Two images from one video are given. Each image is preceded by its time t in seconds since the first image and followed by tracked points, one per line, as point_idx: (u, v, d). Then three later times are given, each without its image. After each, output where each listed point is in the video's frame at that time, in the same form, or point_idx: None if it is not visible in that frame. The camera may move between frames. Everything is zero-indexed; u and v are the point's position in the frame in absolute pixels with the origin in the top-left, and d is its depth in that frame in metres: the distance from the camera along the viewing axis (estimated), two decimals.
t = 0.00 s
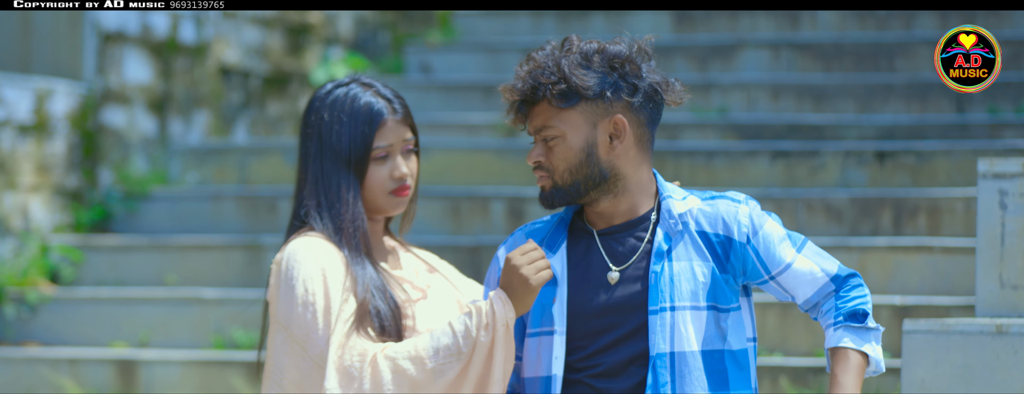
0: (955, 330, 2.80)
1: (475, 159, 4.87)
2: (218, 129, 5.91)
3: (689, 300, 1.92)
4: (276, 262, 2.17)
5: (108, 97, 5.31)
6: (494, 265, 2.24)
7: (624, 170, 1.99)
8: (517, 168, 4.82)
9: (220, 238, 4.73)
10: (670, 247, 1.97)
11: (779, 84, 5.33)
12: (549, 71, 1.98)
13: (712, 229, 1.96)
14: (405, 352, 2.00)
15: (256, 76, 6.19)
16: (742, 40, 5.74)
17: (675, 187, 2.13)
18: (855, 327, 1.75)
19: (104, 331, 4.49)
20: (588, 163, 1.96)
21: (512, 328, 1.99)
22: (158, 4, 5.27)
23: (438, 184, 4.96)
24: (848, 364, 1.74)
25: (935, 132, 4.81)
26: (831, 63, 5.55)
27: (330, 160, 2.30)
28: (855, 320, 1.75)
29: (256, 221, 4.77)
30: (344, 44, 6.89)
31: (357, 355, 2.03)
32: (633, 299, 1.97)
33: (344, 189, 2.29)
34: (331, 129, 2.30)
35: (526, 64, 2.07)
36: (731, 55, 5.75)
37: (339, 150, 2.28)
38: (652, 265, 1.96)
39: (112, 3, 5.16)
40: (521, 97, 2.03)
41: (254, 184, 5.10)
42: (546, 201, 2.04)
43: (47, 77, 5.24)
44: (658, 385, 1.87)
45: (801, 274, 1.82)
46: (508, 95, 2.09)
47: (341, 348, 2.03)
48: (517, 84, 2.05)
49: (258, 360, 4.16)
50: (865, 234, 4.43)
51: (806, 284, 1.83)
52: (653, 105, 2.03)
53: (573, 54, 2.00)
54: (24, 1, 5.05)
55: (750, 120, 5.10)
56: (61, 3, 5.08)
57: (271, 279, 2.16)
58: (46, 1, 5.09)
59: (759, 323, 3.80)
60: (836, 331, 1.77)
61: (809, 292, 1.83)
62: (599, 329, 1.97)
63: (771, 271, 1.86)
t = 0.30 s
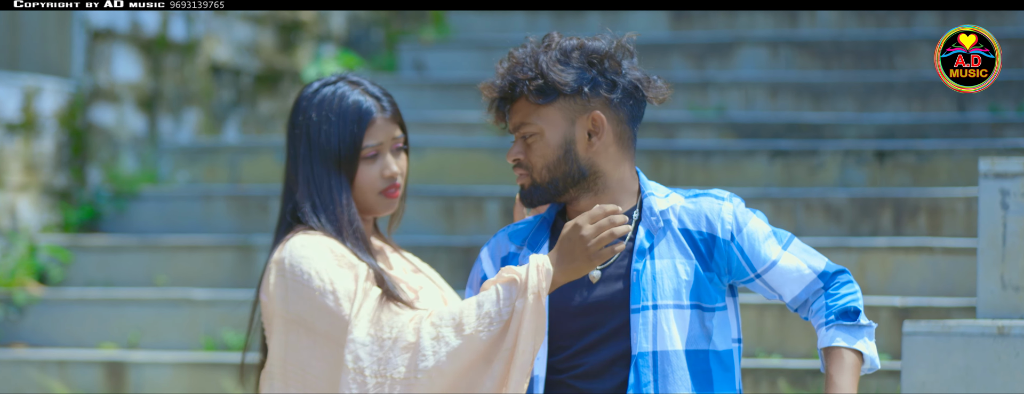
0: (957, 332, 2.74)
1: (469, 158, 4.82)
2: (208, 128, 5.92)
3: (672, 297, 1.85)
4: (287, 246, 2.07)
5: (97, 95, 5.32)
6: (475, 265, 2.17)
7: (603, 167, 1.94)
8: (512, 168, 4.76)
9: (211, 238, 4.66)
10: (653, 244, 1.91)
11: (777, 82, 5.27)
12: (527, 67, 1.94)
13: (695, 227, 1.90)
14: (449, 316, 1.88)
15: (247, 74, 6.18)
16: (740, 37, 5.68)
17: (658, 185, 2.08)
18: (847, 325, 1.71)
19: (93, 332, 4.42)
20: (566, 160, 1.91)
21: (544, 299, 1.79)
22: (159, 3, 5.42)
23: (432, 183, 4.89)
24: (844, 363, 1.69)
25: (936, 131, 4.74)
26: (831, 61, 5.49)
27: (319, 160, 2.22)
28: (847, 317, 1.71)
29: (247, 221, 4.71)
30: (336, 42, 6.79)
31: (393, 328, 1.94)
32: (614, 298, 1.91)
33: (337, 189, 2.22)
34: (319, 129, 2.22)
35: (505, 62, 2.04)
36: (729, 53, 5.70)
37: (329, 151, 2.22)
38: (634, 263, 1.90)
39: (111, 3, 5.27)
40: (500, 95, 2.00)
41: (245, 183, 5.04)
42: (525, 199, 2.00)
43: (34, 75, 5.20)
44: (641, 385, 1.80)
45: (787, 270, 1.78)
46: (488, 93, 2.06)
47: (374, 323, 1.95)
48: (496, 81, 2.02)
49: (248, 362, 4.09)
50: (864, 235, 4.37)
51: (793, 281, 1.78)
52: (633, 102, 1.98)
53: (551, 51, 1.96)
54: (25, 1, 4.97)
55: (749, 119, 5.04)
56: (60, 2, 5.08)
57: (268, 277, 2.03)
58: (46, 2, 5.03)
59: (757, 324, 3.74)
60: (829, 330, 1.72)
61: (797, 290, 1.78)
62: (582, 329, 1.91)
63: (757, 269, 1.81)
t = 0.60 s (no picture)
0: (960, 334, 2.65)
1: (463, 156, 4.72)
2: (196, 126, 5.89)
3: (652, 297, 1.83)
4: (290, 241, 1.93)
5: (83, 91, 5.23)
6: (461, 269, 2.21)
7: (583, 165, 1.94)
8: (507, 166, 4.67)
9: (200, 238, 4.56)
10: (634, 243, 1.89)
11: (778, 79, 5.17)
12: (504, 63, 1.95)
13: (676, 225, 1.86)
14: (483, 280, 1.79)
15: (237, 70, 6.20)
16: (739, 33, 5.59)
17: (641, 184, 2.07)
18: (839, 328, 1.65)
19: (79, 334, 4.33)
20: (543, 157, 1.92)
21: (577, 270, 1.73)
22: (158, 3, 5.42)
23: (425, 181, 4.79)
24: (839, 369, 1.65)
25: (940, 129, 4.65)
26: (832, 57, 5.40)
27: (309, 160, 2.10)
28: (839, 320, 1.65)
29: (237, 220, 4.62)
30: (328, 38, 6.85)
31: (421, 293, 1.82)
32: (594, 298, 1.92)
33: (330, 188, 2.10)
34: (306, 127, 2.10)
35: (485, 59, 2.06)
36: (728, 49, 5.61)
37: (318, 149, 2.09)
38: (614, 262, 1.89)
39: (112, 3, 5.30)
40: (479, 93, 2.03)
41: (235, 182, 4.94)
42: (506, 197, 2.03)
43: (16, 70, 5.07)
44: (619, 387, 1.79)
45: (773, 269, 1.73)
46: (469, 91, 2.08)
47: (398, 290, 1.83)
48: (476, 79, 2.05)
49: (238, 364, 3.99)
50: (867, 236, 4.26)
51: (782, 281, 1.73)
52: (613, 99, 1.98)
53: (530, 47, 1.96)
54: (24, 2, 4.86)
55: (748, 117, 4.94)
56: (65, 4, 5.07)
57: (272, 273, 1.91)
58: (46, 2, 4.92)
59: (757, 326, 3.64)
60: (821, 333, 1.67)
61: (786, 290, 1.73)
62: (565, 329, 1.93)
63: (742, 268, 1.77)
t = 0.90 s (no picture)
0: (965, 336, 2.57)
1: (458, 154, 4.65)
2: (187, 123, 5.79)
3: (636, 295, 1.76)
4: (287, 235, 1.76)
5: (72, 89, 5.16)
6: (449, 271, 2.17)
7: (567, 163, 1.86)
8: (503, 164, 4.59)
9: (191, 238, 4.48)
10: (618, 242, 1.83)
11: (780, 76, 5.08)
12: (489, 61, 1.88)
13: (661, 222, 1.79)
14: (497, 262, 1.69)
15: (229, 67, 6.09)
16: (740, 29, 5.52)
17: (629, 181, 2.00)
18: (835, 331, 1.57)
19: (67, 335, 4.25)
20: (525, 155, 1.86)
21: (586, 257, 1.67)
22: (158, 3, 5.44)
23: (420, 180, 4.72)
24: (836, 375, 1.58)
25: (945, 127, 4.57)
26: (834, 54, 5.34)
27: (300, 158, 1.92)
28: (834, 323, 1.57)
29: (228, 220, 4.53)
30: (321, 34, 6.83)
31: (430, 274, 1.70)
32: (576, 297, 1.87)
33: (323, 186, 1.92)
34: (295, 126, 1.92)
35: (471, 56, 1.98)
36: (729, 45, 5.54)
37: (309, 149, 1.91)
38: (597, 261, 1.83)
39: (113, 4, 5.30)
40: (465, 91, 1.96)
41: (226, 180, 4.87)
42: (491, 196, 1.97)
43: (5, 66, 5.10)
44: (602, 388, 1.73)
45: (763, 268, 1.66)
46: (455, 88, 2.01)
47: (407, 272, 1.70)
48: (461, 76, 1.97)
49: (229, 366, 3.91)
50: (869, 236, 4.18)
51: (773, 280, 1.65)
52: (599, 96, 1.90)
53: (516, 44, 1.88)
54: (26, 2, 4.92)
55: (749, 114, 4.86)
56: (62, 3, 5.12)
57: (268, 268, 1.73)
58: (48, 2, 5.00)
59: (759, 328, 3.56)
60: (816, 336, 1.59)
61: (777, 289, 1.65)
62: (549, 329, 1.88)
63: (730, 267, 1.69)
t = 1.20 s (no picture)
0: (969, 338, 2.50)
1: (454, 153, 4.57)
2: (179, 121, 5.71)
3: (621, 295, 1.70)
4: (279, 234, 1.68)
5: (62, 86, 5.12)
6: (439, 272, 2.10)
7: (556, 162, 1.79)
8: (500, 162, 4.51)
9: (182, 237, 4.40)
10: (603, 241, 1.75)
11: (782, 73, 5.01)
12: (477, 59, 1.81)
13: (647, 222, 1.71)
14: (497, 267, 1.62)
15: (221, 63, 6.02)
16: (740, 26, 5.45)
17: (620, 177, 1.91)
18: (829, 337, 1.50)
19: (56, 337, 4.17)
20: (513, 154, 1.78)
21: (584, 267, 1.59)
22: (158, 3, 5.38)
23: (415, 178, 4.64)
24: (832, 384, 1.50)
25: (949, 125, 4.49)
26: (836, 51, 5.26)
27: (288, 161, 1.83)
28: (829, 330, 1.50)
29: (220, 219, 4.46)
30: (315, 31, 6.74)
31: (427, 277, 1.63)
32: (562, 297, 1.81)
33: (313, 185, 1.85)
34: (281, 127, 1.84)
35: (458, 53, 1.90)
36: (730, 42, 5.46)
37: (297, 150, 1.83)
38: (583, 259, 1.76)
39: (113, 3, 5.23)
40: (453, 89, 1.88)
41: (218, 179, 4.80)
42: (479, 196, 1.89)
43: None
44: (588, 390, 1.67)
45: (753, 270, 1.58)
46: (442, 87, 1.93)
47: (404, 276, 1.64)
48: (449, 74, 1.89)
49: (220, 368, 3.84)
50: (872, 236, 4.09)
51: (765, 283, 1.58)
52: (588, 94, 1.82)
53: (505, 41, 1.80)
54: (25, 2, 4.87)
55: (750, 112, 4.79)
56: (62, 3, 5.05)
57: (260, 266, 1.66)
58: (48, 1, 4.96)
59: (760, 330, 3.48)
60: (810, 343, 1.52)
61: (768, 292, 1.58)
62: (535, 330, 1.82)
63: (718, 268, 1.61)
